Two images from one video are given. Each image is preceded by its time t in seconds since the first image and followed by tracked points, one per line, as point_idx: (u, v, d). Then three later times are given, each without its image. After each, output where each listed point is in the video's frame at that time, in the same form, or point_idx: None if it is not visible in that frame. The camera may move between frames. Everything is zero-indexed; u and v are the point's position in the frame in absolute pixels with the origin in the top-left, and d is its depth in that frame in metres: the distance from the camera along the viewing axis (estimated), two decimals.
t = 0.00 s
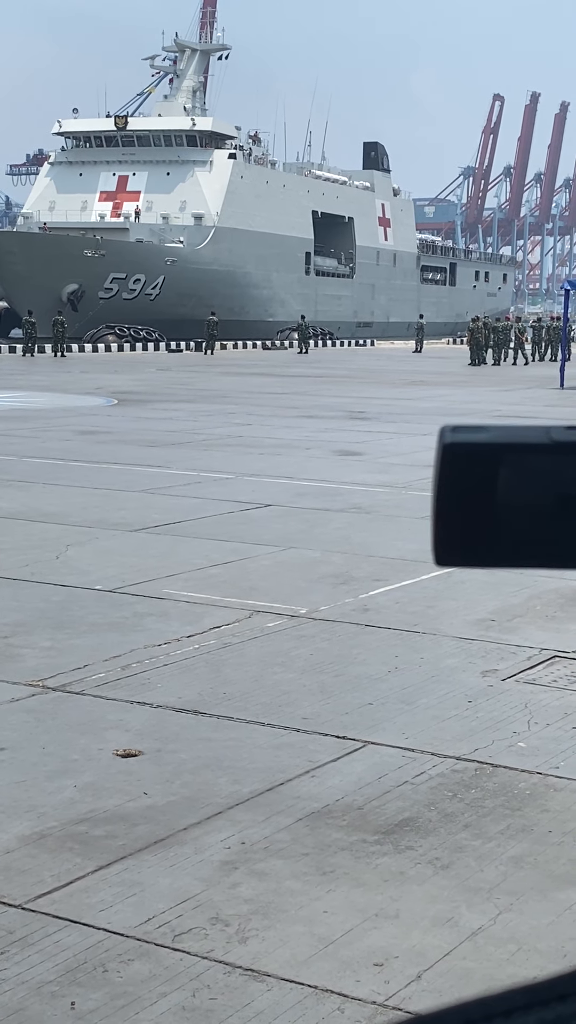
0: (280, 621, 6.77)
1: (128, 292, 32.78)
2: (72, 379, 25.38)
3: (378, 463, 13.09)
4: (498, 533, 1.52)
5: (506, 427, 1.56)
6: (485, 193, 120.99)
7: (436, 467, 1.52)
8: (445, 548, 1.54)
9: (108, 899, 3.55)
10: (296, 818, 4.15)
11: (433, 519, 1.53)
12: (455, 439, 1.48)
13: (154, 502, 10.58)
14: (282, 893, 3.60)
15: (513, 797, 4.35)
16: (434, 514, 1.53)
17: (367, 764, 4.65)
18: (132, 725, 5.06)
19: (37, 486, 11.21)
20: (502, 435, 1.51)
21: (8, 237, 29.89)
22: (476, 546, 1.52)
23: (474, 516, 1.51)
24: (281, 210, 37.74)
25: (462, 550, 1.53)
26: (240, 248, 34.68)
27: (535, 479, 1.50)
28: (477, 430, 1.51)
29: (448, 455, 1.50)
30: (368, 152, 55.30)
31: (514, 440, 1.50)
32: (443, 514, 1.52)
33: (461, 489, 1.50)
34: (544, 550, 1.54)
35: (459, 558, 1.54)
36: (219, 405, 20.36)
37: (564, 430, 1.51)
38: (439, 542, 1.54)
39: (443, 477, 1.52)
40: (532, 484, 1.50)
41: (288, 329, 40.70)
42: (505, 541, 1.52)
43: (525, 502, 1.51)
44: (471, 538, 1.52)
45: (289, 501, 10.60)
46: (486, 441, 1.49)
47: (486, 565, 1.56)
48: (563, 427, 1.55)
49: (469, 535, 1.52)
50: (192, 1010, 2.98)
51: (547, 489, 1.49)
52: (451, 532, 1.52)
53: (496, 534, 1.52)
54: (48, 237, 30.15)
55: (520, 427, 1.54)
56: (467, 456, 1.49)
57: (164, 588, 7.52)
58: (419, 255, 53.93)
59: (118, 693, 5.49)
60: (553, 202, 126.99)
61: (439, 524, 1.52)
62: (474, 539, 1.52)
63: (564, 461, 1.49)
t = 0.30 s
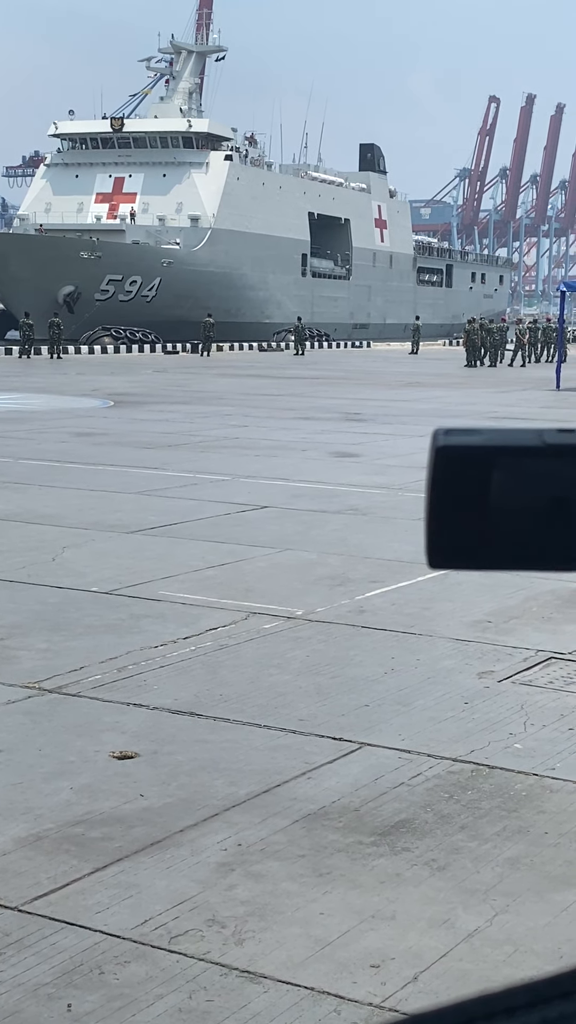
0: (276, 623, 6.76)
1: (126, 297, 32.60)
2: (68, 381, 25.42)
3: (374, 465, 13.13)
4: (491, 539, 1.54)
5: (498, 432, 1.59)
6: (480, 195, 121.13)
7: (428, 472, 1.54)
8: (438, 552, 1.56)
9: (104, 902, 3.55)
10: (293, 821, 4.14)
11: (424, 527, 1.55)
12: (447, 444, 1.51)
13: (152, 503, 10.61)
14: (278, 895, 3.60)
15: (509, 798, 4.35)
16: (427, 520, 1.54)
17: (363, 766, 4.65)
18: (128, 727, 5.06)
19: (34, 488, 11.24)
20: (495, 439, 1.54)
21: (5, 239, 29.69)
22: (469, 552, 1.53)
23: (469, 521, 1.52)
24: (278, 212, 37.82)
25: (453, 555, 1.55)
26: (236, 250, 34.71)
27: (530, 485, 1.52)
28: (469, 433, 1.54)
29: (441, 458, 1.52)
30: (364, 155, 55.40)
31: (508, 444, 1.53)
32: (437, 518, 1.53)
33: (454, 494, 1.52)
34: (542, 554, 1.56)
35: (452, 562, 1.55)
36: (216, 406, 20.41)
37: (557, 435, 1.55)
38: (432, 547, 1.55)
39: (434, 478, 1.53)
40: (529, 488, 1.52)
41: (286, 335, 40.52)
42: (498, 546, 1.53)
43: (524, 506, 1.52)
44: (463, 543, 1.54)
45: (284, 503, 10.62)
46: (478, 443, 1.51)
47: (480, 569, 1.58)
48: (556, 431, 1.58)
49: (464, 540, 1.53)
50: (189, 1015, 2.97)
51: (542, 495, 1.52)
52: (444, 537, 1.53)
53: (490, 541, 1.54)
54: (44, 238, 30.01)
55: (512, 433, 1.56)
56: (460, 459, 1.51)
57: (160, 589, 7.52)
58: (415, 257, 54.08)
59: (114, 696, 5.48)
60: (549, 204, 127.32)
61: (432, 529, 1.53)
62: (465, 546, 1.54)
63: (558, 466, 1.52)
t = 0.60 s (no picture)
0: (271, 626, 6.77)
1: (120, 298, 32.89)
2: (62, 383, 25.36)
3: (368, 468, 13.14)
4: (484, 540, 1.66)
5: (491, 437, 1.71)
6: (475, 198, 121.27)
7: (422, 476, 1.66)
8: (432, 552, 1.69)
9: (99, 905, 3.54)
10: (288, 823, 4.14)
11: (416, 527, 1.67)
12: (439, 446, 1.64)
13: (147, 506, 10.61)
14: (274, 898, 3.60)
15: (504, 801, 4.35)
16: (420, 521, 1.67)
17: (359, 769, 4.65)
18: (124, 730, 5.06)
19: (29, 491, 11.23)
20: (485, 443, 1.66)
21: None
22: (465, 547, 1.66)
23: (462, 520, 1.65)
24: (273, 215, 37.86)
25: (446, 553, 1.68)
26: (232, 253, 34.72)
27: (523, 488, 1.65)
28: (462, 439, 1.66)
29: (435, 461, 1.65)
30: (359, 157, 55.46)
31: (497, 448, 1.65)
32: (434, 517, 1.65)
33: (448, 499, 1.64)
34: (532, 551, 1.68)
35: (443, 564, 1.68)
36: (211, 409, 20.42)
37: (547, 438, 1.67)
38: (428, 546, 1.68)
39: (430, 481, 1.66)
40: (519, 494, 1.65)
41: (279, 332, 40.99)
42: (490, 547, 1.66)
43: (516, 510, 1.65)
44: (462, 540, 1.66)
45: (280, 505, 10.63)
46: (470, 448, 1.64)
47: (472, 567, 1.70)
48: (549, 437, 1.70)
49: (456, 543, 1.66)
50: (185, 1017, 2.97)
51: (535, 499, 1.64)
52: (442, 537, 1.65)
53: (484, 538, 1.66)
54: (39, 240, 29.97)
55: (501, 435, 1.68)
56: (452, 463, 1.65)
57: (156, 592, 7.53)
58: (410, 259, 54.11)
59: (109, 698, 5.48)
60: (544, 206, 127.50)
61: (428, 529, 1.67)
62: (459, 546, 1.67)
63: (551, 471, 1.65)
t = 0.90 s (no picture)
0: (265, 629, 6.78)
1: (114, 302, 32.64)
2: (56, 387, 25.38)
3: (361, 470, 13.17)
4: (475, 546, 1.53)
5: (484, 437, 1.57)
6: (468, 202, 121.52)
7: (412, 479, 1.53)
8: (419, 559, 1.55)
9: (93, 910, 3.54)
10: (282, 827, 4.14)
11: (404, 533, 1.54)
12: (430, 450, 1.50)
13: (141, 509, 10.62)
14: (268, 902, 3.60)
15: (498, 804, 4.35)
16: (409, 529, 1.53)
17: (352, 773, 4.65)
18: (118, 733, 5.06)
19: (22, 494, 11.23)
20: (477, 443, 1.52)
21: None
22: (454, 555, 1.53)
23: (451, 524, 1.52)
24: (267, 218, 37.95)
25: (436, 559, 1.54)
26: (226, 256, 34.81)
27: (516, 491, 1.51)
28: (451, 440, 1.52)
29: (424, 465, 1.51)
30: (353, 161, 55.58)
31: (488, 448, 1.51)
32: (421, 523, 1.52)
33: (436, 497, 1.51)
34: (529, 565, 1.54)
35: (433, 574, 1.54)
36: (204, 412, 20.44)
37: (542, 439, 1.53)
38: (416, 549, 1.54)
39: (419, 482, 1.52)
40: (514, 497, 1.51)
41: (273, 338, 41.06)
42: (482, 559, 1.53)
43: (507, 512, 1.51)
44: (454, 543, 1.53)
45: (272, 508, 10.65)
46: (460, 450, 1.50)
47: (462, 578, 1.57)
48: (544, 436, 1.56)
49: (444, 551, 1.53)
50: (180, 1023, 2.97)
51: (529, 503, 1.51)
52: (428, 544, 1.53)
53: (475, 546, 1.52)
54: (32, 246, 29.66)
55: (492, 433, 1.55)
56: (444, 462, 1.51)
57: (149, 595, 7.53)
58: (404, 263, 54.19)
59: (103, 702, 5.48)
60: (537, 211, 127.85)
61: (414, 531, 1.52)
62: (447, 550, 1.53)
63: (547, 473, 1.51)
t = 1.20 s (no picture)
0: (258, 634, 6.77)
1: (107, 306, 32.60)
2: (49, 392, 25.29)
3: (354, 476, 13.15)
4: (455, 557, 1.91)
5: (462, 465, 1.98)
6: (461, 207, 121.55)
7: (396, 502, 1.91)
8: (407, 568, 1.92)
9: (85, 916, 3.54)
10: (274, 833, 4.14)
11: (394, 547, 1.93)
12: (412, 474, 1.90)
13: (134, 514, 10.60)
14: (260, 908, 3.59)
15: (490, 810, 4.35)
16: (395, 544, 1.92)
17: (345, 778, 4.65)
18: (110, 740, 5.04)
19: (16, 500, 11.20)
20: (460, 468, 1.93)
21: None
22: (445, 563, 1.91)
23: (431, 539, 1.91)
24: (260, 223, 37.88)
25: (422, 570, 1.92)
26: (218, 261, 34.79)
27: (486, 514, 1.91)
28: (427, 470, 1.93)
29: (408, 490, 1.90)
30: (346, 166, 55.60)
31: (469, 472, 1.92)
32: (405, 540, 1.90)
33: (418, 517, 1.90)
34: (506, 567, 1.93)
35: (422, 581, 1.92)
36: (198, 418, 20.38)
37: (512, 463, 1.95)
38: (402, 560, 1.92)
39: (402, 506, 1.91)
40: (494, 512, 1.91)
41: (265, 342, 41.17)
42: (459, 566, 1.92)
43: (477, 530, 1.91)
44: (436, 558, 1.91)
45: (266, 514, 10.63)
46: (436, 477, 1.90)
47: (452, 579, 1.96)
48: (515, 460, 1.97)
49: (425, 563, 1.91)
50: None
51: (499, 520, 1.91)
52: (420, 554, 1.91)
53: (451, 556, 1.91)
54: (24, 250, 29.25)
55: (472, 460, 1.96)
56: (421, 490, 1.90)
57: (142, 601, 7.52)
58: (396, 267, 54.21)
59: (95, 707, 5.47)
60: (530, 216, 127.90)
61: (400, 546, 1.91)
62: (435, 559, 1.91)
63: (521, 491, 1.93)
